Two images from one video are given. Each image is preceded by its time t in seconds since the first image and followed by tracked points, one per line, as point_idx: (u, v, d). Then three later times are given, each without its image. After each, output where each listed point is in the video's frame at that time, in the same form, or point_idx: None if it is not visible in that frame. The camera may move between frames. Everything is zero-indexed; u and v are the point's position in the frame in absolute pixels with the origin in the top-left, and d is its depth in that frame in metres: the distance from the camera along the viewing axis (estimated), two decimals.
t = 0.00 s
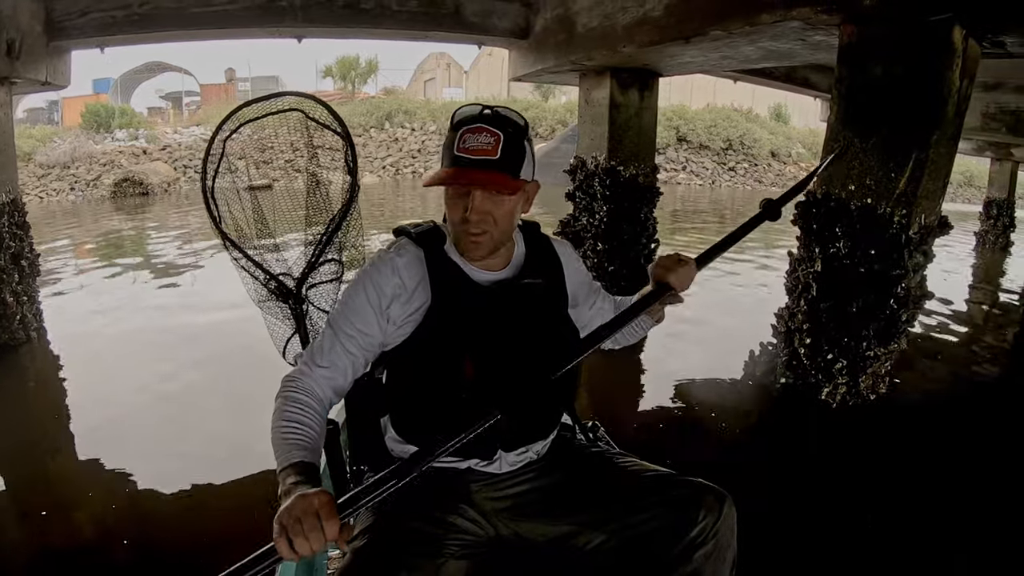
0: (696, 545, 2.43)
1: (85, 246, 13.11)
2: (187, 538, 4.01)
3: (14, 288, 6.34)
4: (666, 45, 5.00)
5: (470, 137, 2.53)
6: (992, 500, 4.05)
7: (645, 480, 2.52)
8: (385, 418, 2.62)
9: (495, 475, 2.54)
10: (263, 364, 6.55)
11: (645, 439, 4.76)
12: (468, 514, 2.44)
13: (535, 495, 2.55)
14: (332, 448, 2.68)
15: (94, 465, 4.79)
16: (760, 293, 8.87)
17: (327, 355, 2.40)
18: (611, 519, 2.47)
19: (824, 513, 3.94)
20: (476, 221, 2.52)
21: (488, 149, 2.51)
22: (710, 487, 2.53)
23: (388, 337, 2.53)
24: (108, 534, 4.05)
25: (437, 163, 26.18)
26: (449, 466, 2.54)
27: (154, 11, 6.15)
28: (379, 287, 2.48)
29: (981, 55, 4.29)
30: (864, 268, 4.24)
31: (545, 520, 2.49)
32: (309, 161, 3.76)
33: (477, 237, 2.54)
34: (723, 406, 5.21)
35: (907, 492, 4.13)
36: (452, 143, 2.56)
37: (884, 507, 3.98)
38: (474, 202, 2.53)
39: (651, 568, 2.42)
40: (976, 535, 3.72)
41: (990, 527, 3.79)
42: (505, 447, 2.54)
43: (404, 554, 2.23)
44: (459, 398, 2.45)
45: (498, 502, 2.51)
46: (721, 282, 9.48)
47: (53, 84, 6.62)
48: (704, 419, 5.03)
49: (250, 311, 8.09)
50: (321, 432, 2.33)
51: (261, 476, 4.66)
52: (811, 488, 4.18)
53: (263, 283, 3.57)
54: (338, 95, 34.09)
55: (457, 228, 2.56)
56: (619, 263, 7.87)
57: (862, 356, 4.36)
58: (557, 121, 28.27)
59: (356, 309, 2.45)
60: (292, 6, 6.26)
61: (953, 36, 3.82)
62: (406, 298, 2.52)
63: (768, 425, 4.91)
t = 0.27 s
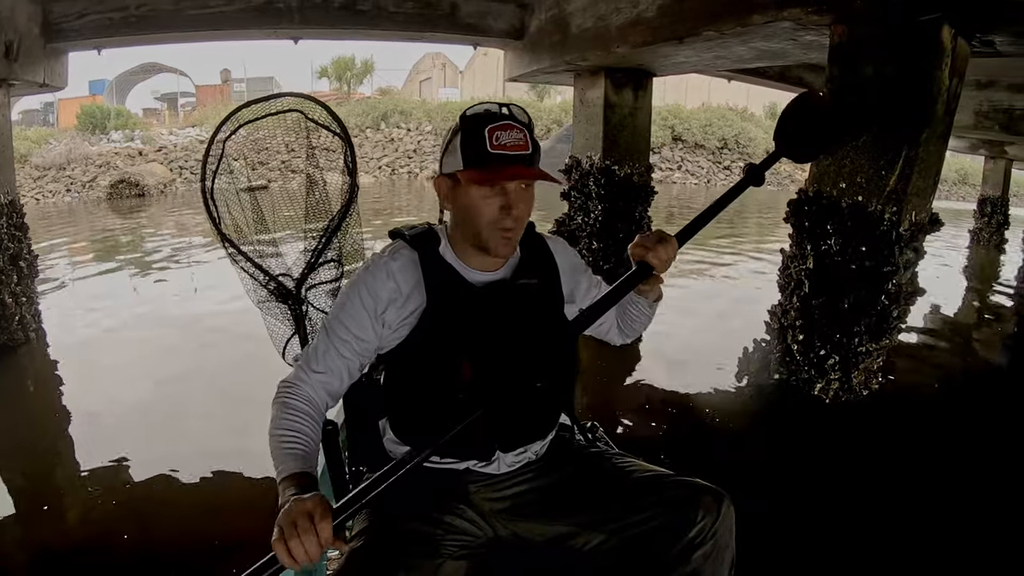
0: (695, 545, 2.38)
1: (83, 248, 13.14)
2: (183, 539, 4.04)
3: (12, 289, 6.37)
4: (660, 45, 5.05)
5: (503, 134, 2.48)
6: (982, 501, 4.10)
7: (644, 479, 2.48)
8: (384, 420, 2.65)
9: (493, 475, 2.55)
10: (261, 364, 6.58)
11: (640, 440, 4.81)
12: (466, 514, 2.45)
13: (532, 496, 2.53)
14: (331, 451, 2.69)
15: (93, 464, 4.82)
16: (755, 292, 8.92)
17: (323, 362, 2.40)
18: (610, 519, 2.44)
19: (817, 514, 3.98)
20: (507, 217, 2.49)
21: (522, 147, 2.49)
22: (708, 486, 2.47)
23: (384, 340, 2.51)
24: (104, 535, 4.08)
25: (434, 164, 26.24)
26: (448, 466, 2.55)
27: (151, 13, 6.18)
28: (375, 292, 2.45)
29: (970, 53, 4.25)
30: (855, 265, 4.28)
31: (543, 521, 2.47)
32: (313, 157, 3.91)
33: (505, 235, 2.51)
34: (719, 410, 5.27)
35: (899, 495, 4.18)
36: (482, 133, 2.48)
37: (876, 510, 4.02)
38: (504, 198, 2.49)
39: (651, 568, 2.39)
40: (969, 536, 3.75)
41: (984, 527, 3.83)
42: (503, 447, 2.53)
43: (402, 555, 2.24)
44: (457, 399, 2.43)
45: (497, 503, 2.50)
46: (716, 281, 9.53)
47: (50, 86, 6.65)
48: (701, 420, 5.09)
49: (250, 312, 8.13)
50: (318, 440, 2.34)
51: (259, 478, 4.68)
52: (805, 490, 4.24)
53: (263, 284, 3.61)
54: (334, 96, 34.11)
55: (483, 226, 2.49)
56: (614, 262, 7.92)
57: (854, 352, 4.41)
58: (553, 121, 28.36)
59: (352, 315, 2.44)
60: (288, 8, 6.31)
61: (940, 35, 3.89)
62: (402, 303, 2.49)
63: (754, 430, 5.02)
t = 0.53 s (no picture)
0: (698, 543, 2.40)
1: (80, 248, 13.15)
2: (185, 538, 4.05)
3: (12, 289, 6.41)
4: (656, 46, 5.10)
5: (518, 135, 2.51)
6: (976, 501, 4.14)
7: (647, 479, 2.50)
8: (389, 421, 2.68)
9: (496, 474, 2.57)
10: (260, 364, 6.61)
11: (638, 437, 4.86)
12: (471, 513, 2.45)
13: (536, 495, 2.55)
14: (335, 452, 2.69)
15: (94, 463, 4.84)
16: (751, 291, 8.97)
17: (327, 371, 2.44)
18: (612, 519, 2.46)
19: (815, 513, 4.01)
20: (520, 218, 2.56)
21: (536, 149, 2.55)
22: (710, 486, 2.48)
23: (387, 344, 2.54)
24: (106, 534, 4.07)
25: (430, 163, 26.27)
26: (452, 467, 2.57)
27: (150, 14, 6.22)
28: (375, 299, 2.50)
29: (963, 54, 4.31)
30: (848, 262, 4.32)
31: (546, 522, 2.48)
32: (312, 157, 3.88)
33: (519, 236, 2.56)
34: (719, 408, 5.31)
35: (897, 495, 4.21)
36: (497, 134, 2.50)
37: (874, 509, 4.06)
38: (518, 200, 2.55)
39: (653, 568, 2.40)
40: (961, 536, 3.79)
41: (979, 527, 3.87)
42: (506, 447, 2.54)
43: (406, 554, 2.29)
44: (459, 399, 2.47)
45: (501, 503, 2.52)
46: (712, 280, 9.58)
47: (49, 86, 6.68)
48: (699, 419, 5.14)
49: (248, 312, 8.17)
50: (327, 447, 2.39)
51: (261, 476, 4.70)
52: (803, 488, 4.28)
53: (265, 286, 3.65)
54: (330, 96, 34.11)
55: (500, 227, 2.53)
56: (610, 261, 8.03)
57: (848, 349, 4.43)
58: (549, 121, 28.41)
59: (353, 322, 2.48)
60: (286, 9, 6.35)
61: (931, 36, 3.94)
62: (403, 307, 2.53)
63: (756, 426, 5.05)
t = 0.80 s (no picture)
0: (699, 542, 2.38)
1: (77, 247, 13.16)
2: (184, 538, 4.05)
3: (11, 287, 6.43)
4: (652, 47, 5.14)
5: (512, 127, 2.54)
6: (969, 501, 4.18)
7: (646, 479, 2.52)
8: (389, 420, 2.69)
9: (498, 474, 2.59)
10: (258, 362, 6.65)
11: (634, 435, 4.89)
12: (473, 511, 2.45)
13: (537, 495, 2.54)
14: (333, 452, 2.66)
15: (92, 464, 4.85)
16: (746, 290, 9.02)
17: (327, 368, 2.43)
18: (614, 518, 2.45)
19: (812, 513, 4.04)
20: (513, 208, 2.57)
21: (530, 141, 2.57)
22: (710, 485, 2.47)
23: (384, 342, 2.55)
24: (106, 535, 4.07)
25: (426, 163, 26.31)
26: (454, 466, 2.58)
27: (149, 13, 6.24)
28: (377, 296, 2.49)
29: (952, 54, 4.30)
30: (842, 261, 4.37)
31: (548, 522, 2.47)
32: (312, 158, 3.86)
33: (514, 229, 2.57)
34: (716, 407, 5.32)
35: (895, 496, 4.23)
36: (490, 126, 2.53)
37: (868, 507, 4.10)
38: (512, 191, 2.57)
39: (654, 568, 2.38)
40: (958, 538, 3.81)
41: (968, 528, 3.90)
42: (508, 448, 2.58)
43: (408, 554, 2.25)
44: (460, 399, 2.52)
45: (502, 502, 2.52)
46: (707, 279, 9.63)
47: (48, 85, 6.70)
48: (695, 418, 5.18)
49: (246, 311, 8.21)
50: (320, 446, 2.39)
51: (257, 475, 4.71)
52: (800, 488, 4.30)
53: (265, 285, 3.71)
54: (326, 95, 34.11)
55: (494, 219, 2.55)
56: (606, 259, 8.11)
57: (841, 346, 4.49)
58: (545, 121, 28.47)
59: (355, 319, 2.47)
60: (285, 9, 6.39)
61: (922, 38, 3.96)
62: (402, 306, 2.54)
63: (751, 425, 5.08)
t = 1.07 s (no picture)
0: (692, 540, 2.43)
1: (75, 247, 13.19)
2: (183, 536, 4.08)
3: (10, 285, 6.48)
4: (645, 47, 5.21)
5: (488, 120, 2.55)
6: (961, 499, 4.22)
7: (641, 477, 2.54)
8: (383, 418, 2.64)
9: (491, 472, 2.56)
10: (255, 360, 6.68)
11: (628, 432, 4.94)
12: (468, 510, 2.42)
13: (531, 495, 2.53)
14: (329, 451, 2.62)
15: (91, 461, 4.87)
16: (740, 289, 9.08)
17: (319, 362, 2.43)
18: (609, 516, 2.47)
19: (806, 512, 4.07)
20: (485, 198, 2.56)
21: (508, 132, 2.56)
22: (702, 483, 2.51)
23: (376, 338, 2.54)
24: (109, 533, 4.10)
25: (423, 163, 26.36)
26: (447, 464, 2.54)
27: (147, 14, 6.29)
28: (369, 291, 2.49)
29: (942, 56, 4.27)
30: (831, 258, 4.44)
31: (543, 521, 2.47)
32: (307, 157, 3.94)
33: (490, 221, 2.55)
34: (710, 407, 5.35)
35: (887, 495, 4.27)
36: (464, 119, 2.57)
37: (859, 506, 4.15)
38: (485, 182, 2.57)
39: (649, 565, 2.42)
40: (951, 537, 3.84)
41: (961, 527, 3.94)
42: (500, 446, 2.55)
43: (403, 553, 2.23)
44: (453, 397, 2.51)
45: (496, 500, 2.49)
46: (703, 278, 9.69)
47: (46, 85, 6.74)
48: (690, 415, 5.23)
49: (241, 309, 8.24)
50: (309, 440, 2.40)
51: (252, 473, 4.73)
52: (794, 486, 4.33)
53: (261, 283, 3.76)
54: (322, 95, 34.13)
55: (470, 210, 2.55)
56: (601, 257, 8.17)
57: (832, 343, 4.54)
58: (542, 121, 28.53)
59: (346, 314, 2.47)
60: (282, 9, 6.44)
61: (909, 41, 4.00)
62: (394, 301, 2.53)
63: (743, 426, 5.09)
